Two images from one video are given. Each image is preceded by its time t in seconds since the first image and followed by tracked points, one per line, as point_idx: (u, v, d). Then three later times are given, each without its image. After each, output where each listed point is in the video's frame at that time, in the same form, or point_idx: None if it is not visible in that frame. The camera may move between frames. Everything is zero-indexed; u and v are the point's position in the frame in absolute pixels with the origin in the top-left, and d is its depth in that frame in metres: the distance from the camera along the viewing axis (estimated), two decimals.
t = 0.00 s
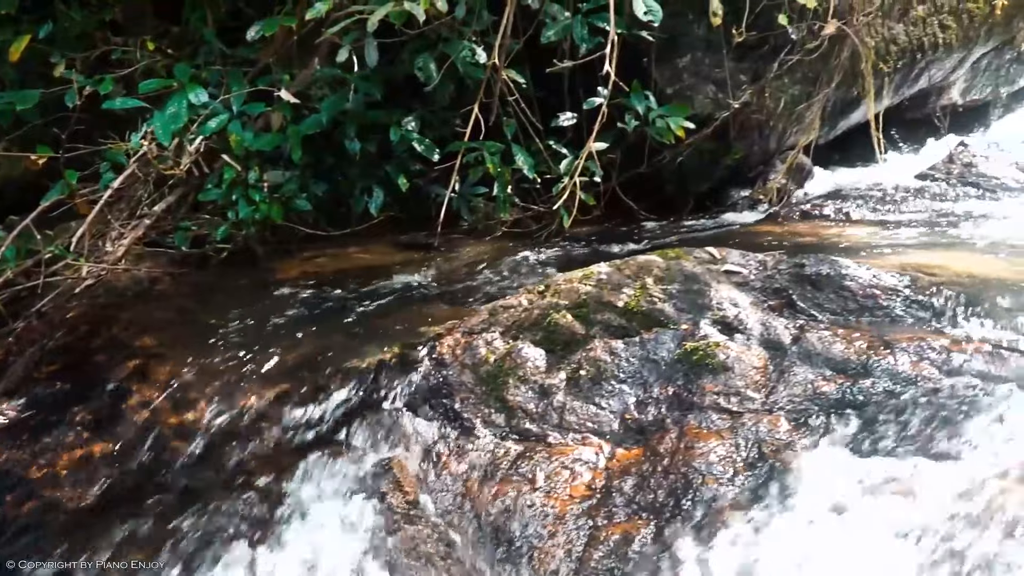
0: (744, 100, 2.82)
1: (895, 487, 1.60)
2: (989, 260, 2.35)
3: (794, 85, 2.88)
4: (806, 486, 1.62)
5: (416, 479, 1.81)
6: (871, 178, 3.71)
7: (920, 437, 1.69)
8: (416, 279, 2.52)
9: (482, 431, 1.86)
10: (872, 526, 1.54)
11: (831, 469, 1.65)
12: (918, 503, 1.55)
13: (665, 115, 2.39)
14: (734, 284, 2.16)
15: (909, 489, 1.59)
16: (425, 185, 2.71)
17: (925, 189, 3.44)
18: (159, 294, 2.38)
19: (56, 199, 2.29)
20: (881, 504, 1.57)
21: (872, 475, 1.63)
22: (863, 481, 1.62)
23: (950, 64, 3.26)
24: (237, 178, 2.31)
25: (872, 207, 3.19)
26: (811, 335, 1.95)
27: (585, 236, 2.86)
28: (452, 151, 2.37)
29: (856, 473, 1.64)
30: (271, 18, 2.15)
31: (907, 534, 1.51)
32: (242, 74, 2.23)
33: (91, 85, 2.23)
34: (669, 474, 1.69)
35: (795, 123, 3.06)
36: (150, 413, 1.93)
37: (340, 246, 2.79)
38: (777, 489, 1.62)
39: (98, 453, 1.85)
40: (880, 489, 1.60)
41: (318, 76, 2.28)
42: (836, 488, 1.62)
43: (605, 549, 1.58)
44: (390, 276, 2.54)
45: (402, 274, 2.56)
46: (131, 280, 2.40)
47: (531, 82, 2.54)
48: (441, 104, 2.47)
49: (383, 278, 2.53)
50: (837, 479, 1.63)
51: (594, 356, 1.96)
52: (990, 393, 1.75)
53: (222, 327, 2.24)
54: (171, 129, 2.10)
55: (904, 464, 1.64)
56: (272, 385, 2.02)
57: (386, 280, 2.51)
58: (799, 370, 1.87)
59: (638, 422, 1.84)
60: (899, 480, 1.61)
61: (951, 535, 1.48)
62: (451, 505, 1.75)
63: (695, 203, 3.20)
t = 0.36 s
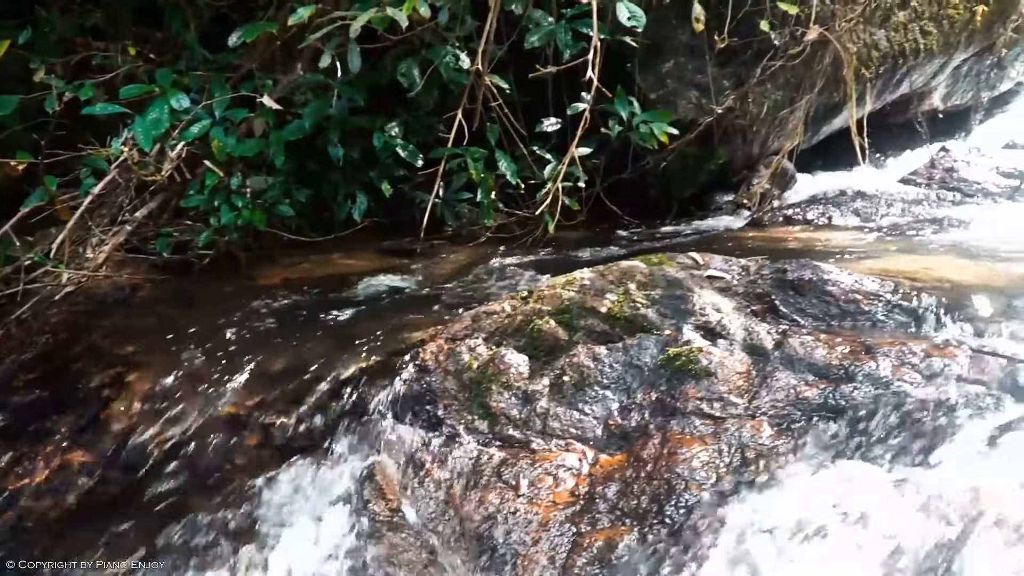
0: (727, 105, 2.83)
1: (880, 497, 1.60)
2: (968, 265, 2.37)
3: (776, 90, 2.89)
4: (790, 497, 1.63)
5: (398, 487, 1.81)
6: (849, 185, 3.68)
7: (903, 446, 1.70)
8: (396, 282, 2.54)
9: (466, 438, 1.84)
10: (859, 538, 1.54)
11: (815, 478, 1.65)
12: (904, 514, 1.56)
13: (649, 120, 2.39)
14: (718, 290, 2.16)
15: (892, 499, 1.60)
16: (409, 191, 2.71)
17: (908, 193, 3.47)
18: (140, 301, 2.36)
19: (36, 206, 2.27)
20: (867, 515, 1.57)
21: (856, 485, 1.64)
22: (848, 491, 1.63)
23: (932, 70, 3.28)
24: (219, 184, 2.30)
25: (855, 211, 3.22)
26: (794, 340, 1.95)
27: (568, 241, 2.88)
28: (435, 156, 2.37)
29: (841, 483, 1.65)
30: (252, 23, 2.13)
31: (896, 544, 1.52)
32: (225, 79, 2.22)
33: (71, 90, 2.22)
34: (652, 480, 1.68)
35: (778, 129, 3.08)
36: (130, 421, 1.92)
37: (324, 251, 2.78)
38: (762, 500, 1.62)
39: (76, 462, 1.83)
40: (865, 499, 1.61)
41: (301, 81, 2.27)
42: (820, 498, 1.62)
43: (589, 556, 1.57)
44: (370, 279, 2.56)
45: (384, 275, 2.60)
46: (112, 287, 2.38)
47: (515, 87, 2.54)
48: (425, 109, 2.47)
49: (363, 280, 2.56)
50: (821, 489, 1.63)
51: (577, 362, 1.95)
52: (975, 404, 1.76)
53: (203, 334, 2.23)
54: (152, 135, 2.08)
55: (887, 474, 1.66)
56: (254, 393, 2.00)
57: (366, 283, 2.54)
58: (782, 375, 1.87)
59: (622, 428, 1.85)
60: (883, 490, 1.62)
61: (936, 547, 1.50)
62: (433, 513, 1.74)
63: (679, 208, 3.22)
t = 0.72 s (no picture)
0: (711, 111, 2.84)
1: (866, 501, 1.60)
2: (947, 270, 2.40)
3: (760, 95, 2.90)
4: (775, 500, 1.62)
5: (382, 495, 1.79)
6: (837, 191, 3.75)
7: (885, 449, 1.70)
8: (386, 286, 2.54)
9: (449, 444, 1.84)
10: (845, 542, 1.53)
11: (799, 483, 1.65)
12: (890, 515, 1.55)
13: (633, 125, 2.40)
14: (700, 295, 2.17)
15: (879, 501, 1.59)
16: (394, 196, 2.72)
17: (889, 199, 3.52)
18: (122, 308, 2.34)
19: (16, 212, 2.24)
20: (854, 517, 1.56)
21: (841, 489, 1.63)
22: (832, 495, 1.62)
23: (913, 75, 3.30)
24: (201, 189, 2.29)
25: (837, 217, 3.27)
26: (776, 345, 1.96)
27: (554, 247, 2.90)
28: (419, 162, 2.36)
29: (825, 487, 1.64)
30: (235, 28, 2.13)
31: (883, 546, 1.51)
32: (207, 84, 2.21)
33: (52, 96, 2.20)
34: (636, 486, 1.68)
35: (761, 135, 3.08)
36: (110, 429, 1.90)
37: (308, 257, 2.78)
38: (746, 504, 1.62)
39: (54, 471, 1.80)
40: (851, 502, 1.60)
41: (284, 87, 2.27)
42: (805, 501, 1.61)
43: (572, 562, 1.55)
44: (354, 284, 2.57)
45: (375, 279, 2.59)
46: (93, 294, 2.36)
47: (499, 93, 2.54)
48: (409, 114, 2.47)
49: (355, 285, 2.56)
50: (807, 494, 1.63)
51: (561, 367, 1.95)
52: (954, 405, 1.77)
53: (186, 340, 2.22)
54: (133, 141, 2.07)
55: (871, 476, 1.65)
56: (236, 399, 1.99)
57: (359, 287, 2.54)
58: (765, 380, 1.88)
59: (605, 434, 1.84)
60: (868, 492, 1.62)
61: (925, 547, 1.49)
62: (417, 519, 1.74)
63: (664, 213, 3.24)
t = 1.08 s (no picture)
0: (693, 116, 2.86)
1: (846, 508, 1.61)
2: (924, 274, 2.42)
3: (742, 101, 2.90)
4: (756, 507, 1.62)
5: (363, 502, 1.79)
6: (819, 196, 3.79)
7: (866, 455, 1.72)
8: (367, 293, 2.55)
9: (431, 451, 1.82)
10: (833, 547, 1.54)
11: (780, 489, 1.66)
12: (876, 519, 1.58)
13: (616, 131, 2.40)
14: (682, 301, 2.17)
15: (858, 508, 1.61)
16: (377, 202, 2.72)
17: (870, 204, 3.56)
18: (101, 315, 2.32)
19: None
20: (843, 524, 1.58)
21: (823, 496, 1.64)
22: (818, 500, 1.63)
23: (894, 81, 3.32)
24: (182, 195, 2.27)
25: (818, 222, 3.30)
26: (757, 351, 1.96)
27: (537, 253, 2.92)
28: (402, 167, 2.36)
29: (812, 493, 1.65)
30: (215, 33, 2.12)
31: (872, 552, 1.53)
32: (188, 90, 2.20)
33: (30, 101, 2.18)
34: (617, 492, 1.67)
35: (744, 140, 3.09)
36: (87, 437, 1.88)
37: (289, 262, 2.77)
38: (728, 510, 1.62)
39: (30, 480, 1.78)
40: (831, 509, 1.61)
41: (266, 92, 2.26)
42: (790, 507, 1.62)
43: (554, 569, 1.55)
44: (335, 290, 2.56)
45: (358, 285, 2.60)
46: (72, 300, 2.34)
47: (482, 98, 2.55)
48: (391, 120, 2.47)
49: (337, 291, 2.56)
50: (787, 501, 1.63)
51: (543, 373, 1.94)
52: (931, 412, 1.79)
53: (165, 347, 2.20)
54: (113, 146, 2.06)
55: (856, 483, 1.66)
56: (215, 406, 1.97)
57: (342, 292, 2.54)
58: (746, 386, 1.88)
59: (587, 440, 1.84)
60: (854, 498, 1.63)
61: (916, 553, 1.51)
62: (398, 527, 1.73)
63: (646, 218, 3.26)
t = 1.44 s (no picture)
0: (677, 121, 2.87)
1: (829, 516, 1.62)
2: (903, 278, 2.45)
3: (726, 106, 2.91)
4: (738, 514, 1.63)
5: (346, 508, 1.77)
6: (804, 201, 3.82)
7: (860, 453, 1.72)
8: (344, 300, 2.54)
9: (415, 457, 1.82)
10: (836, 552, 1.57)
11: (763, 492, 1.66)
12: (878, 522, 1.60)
13: (601, 135, 2.40)
14: (665, 305, 2.17)
15: (842, 517, 1.62)
16: (361, 207, 2.71)
17: (853, 210, 3.58)
18: (82, 321, 2.30)
19: None
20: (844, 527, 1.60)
21: (807, 502, 1.65)
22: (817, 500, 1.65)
23: (877, 87, 3.34)
24: (164, 201, 2.26)
25: (801, 228, 3.34)
26: (741, 356, 1.97)
27: (522, 258, 2.92)
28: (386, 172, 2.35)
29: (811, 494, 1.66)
30: (197, 37, 2.11)
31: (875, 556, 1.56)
32: (170, 94, 2.19)
33: (10, 105, 2.17)
34: (601, 497, 1.67)
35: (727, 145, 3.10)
36: (66, 444, 1.86)
37: (273, 268, 2.76)
38: (711, 518, 1.62)
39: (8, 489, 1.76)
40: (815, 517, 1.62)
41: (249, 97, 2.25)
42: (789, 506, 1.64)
43: None
44: (317, 296, 2.56)
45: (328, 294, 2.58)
46: (53, 307, 2.32)
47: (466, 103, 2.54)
48: (376, 125, 2.46)
49: (309, 301, 2.53)
50: (770, 504, 1.64)
51: (526, 379, 1.94)
52: (919, 419, 1.77)
53: (147, 354, 2.18)
54: (95, 152, 2.04)
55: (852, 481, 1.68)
56: (197, 413, 1.96)
57: (308, 303, 2.51)
58: (729, 391, 1.88)
59: (571, 445, 1.83)
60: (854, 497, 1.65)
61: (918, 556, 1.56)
62: (382, 534, 1.71)
63: (631, 223, 3.27)
